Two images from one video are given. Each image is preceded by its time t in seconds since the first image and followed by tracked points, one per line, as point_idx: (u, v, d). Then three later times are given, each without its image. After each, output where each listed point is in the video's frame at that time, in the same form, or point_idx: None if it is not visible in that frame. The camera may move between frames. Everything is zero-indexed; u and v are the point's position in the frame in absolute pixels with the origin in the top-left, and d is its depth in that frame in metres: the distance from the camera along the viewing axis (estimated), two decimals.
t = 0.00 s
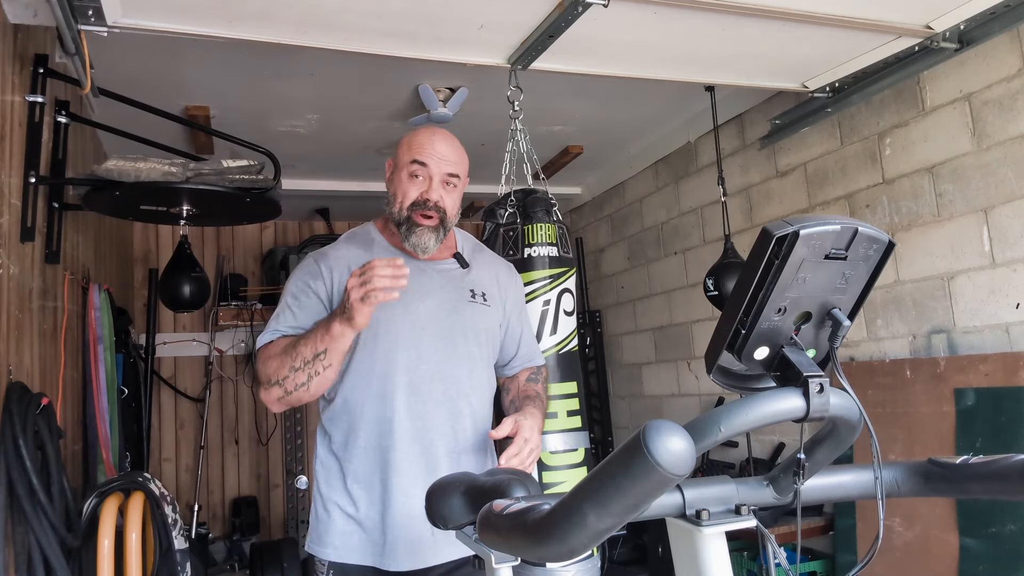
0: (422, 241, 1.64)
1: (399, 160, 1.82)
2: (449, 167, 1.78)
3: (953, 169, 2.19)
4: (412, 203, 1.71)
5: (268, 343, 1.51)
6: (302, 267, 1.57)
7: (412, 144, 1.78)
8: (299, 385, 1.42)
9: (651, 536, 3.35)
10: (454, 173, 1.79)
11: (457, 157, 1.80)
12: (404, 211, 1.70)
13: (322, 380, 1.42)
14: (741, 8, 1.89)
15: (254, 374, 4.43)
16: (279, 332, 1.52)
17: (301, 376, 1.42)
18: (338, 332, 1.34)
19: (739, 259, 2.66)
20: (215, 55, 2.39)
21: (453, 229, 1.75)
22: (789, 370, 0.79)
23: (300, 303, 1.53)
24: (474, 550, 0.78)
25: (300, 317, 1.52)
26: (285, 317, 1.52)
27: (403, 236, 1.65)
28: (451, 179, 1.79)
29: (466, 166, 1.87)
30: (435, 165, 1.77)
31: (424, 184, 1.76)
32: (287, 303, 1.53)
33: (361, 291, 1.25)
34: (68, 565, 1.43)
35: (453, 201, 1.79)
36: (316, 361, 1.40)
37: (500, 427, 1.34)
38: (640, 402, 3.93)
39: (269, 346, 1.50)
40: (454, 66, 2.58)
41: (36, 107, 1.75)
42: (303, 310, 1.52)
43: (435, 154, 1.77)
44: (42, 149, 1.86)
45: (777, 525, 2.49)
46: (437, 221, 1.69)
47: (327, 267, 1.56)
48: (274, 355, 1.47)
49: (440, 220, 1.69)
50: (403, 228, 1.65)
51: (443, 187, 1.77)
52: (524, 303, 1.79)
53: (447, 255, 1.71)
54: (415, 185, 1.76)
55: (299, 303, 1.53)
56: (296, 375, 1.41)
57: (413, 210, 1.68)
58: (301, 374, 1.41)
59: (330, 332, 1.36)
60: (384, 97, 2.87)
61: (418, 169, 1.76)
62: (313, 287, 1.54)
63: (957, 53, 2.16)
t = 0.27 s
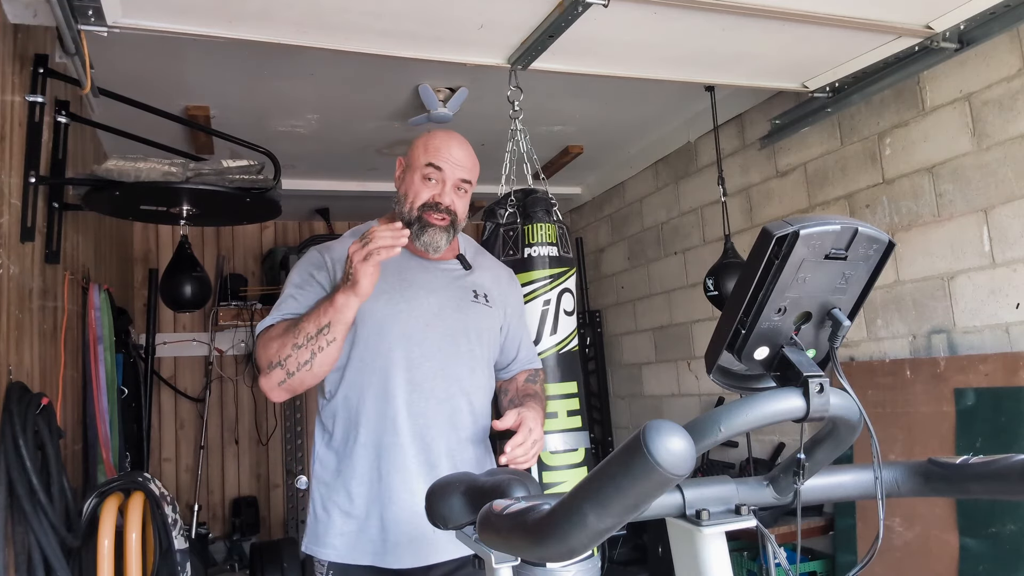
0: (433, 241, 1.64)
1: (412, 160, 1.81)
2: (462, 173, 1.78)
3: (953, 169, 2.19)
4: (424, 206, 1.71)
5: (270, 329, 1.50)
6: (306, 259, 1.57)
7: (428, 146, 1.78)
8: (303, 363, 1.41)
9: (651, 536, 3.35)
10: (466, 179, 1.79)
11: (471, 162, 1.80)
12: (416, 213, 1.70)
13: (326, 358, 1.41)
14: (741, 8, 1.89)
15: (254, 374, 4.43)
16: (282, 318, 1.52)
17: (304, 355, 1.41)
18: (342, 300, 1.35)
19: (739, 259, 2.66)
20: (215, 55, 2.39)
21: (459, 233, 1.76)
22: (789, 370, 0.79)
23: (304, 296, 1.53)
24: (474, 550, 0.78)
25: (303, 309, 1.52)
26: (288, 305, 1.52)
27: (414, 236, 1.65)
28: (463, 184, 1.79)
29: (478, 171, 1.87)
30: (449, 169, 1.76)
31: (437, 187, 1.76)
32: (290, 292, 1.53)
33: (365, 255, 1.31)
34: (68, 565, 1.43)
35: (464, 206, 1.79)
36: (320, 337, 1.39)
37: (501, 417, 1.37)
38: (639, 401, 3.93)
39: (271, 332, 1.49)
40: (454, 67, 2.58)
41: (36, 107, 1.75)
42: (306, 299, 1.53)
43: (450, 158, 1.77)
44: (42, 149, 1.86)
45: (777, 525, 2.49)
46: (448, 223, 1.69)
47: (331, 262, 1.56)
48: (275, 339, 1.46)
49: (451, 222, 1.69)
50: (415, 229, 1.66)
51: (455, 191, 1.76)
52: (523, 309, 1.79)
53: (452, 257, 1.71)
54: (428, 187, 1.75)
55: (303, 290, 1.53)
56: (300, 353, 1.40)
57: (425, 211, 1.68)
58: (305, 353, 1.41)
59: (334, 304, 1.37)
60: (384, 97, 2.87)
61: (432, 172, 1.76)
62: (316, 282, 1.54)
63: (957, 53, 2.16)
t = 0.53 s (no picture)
0: (429, 241, 1.63)
1: (412, 161, 1.83)
2: (461, 173, 1.80)
3: (953, 169, 2.19)
4: (422, 204, 1.71)
5: (281, 345, 1.43)
6: (314, 263, 1.53)
7: (427, 146, 1.80)
8: (321, 399, 1.38)
9: (651, 536, 3.36)
10: (465, 178, 1.81)
11: (470, 163, 1.82)
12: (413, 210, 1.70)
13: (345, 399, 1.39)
14: (741, 8, 1.89)
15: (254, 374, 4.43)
16: (293, 337, 1.44)
17: (325, 393, 1.38)
18: (383, 364, 1.31)
19: (739, 259, 2.66)
20: (215, 55, 2.39)
21: (458, 234, 1.76)
22: (789, 370, 0.79)
23: (311, 298, 1.48)
24: (474, 550, 0.78)
25: (312, 311, 1.47)
26: (297, 314, 1.46)
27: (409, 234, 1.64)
28: (461, 184, 1.80)
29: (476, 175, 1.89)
30: (448, 169, 1.78)
31: (435, 186, 1.77)
32: (297, 299, 1.48)
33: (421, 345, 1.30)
34: (68, 565, 1.43)
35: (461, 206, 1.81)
36: (347, 384, 1.36)
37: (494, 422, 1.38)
38: (639, 401, 3.93)
39: (282, 345, 1.43)
40: (453, 67, 2.58)
41: (36, 107, 1.75)
42: (315, 308, 1.48)
43: (449, 159, 1.79)
44: (42, 149, 1.86)
45: (777, 525, 2.49)
46: (444, 223, 1.69)
47: (337, 261, 1.54)
48: (290, 360, 1.41)
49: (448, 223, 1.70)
50: (410, 227, 1.64)
51: (453, 191, 1.78)
52: (520, 314, 1.79)
53: (450, 259, 1.70)
54: (425, 186, 1.76)
55: (313, 299, 1.48)
56: (321, 391, 1.37)
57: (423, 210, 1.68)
58: (325, 391, 1.37)
59: (373, 363, 1.33)
60: (384, 97, 2.87)
61: (431, 171, 1.78)
62: (324, 282, 1.51)
63: (957, 53, 2.16)
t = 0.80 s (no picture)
0: (421, 236, 1.64)
1: (398, 158, 1.84)
2: (446, 164, 1.80)
3: (953, 169, 2.19)
4: (410, 200, 1.72)
5: (277, 351, 1.44)
6: (308, 267, 1.53)
7: (411, 141, 1.80)
8: (314, 408, 1.38)
9: (651, 536, 3.36)
10: (450, 170, 1.81)
11: (455, 155, 1.82)
12: (402, 206, 1.71)
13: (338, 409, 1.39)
14: (741, 8, 1.89)
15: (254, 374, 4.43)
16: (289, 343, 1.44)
17: (318, 403, 1.38)
18: (375, 386, 1.28)
19: (739, 259, 2.66)
20: (215, 55, 2.39)
21: (449, 230, 1.76)
22: (789, 370, 0.79)
23: (306, 303, 1.48)
24: (474, 550, 0.78)
25: (307, 316, 1.47)
26: (292, 320, 1.46)
27: (401, 231, 1.65)
28: (447, 176, 1.81)
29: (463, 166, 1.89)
30: (432, 162, 1.79)
31: (421, 181, 1.78)
32: (294, 305, 1.48)
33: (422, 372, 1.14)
34: (68, 565, 1.43)
35: (450, 199, 1.81)
36: (341, 397, 1.36)
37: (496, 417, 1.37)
38: (640, 401, 3.93)
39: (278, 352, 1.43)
40: (454, 67, 2.58)
41: (36, 107, 1.75)
42: (312, 314, 1.48)
43: (433, 152, 1.79)
44: (42, 148, 1.86)
45: (777, 525, 2.49)
46: (434, 217, 1.70)
47: (332, 263, 1.55)
48: (285, 367, 1.42)
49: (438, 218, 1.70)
50: (401, 224, 1.65)
51: (440, 184, 1.79)
52: (517, 312, 1.79)
53: (445, 257, 1.70)
54: (413, 181, 1.77)
55: (310, 305, 1.49)
56: (315, 402, 1.37)
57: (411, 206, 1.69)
58: (319, 402, 1.37)
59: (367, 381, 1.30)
60: (384, 97, 2.87)
61: (416, 166, 1.78)
62: (319, 285, 1.51)
63: (958, 53, 2.16)
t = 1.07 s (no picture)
0: (413, 237, 1.63)
1: (390, 162, 1.84)
2: (437, 165, 1.79)
3: (953, 169, 2.19)
4: (400, 202, 1.72)
5: (270, 351, 1.44)
6: (302, 267, 1.54)
7: (400, 145, 1.81)
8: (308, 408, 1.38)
9: (651, 535, 3.36)
10: (441, 170, 1.80)
11: (446, 155, 1.81)
12: (394, 209, 1.71)
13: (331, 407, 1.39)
14: (741, 8, 1.89)
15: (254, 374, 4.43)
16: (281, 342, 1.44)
17: (311, 401, 1.38)
18: (367, 381, 1.29)
19: (739, 259, 2.66)
20: (214, 54, 2.39)
21: (444, 230, 1.76)
22: (789, 370, 0.79)
23: (299, 303, 1.49)
24: (474, 550, 0.78)
25: (299, 316, 1.48)
26: (285, 320, 1.46)
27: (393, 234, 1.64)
28: (439, 176, 1.80)
29: (456, 165, 1.88)
30: (422, 163, 1.78)
31: (412, 183, 1.78)
32: (287, 305, 1.48)
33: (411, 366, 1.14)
34: (68, 565, 1.43)
35: (443, 198, 1.80)
36: (335, 394, 1.36)
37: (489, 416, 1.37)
38: (639, 401, 3.93)
39: (271, 351, 1.43)
40: (454, 67, 2.58)
41: (36, 107, 1.75)
42: (305, 314, 1.49)
43: (423, 153, 1.79)
44: (42, 149, 1.86)
45: (777, 525, 2.49)
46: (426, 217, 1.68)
47: (326, 264, 1.55)
48: (278, 366, 1.42)
49: (429, 218, 1.68)
50: (394, 226, 1.64)
51: (431, 184, 1.78)
52: (516, 308, 1.79)
53: (440, 256, 1.71)
54: (404, 184, 1.77)
55: (302, 305, 1.49)
56: (308, 400, 1.37)
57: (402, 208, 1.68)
58: (312, 399, 1.37)
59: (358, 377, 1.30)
60: (384, 97, 2.87)
61: (406, 168, 1.78)
62: (313, 285, 1.51)
63: (957, 53, 2.16)
